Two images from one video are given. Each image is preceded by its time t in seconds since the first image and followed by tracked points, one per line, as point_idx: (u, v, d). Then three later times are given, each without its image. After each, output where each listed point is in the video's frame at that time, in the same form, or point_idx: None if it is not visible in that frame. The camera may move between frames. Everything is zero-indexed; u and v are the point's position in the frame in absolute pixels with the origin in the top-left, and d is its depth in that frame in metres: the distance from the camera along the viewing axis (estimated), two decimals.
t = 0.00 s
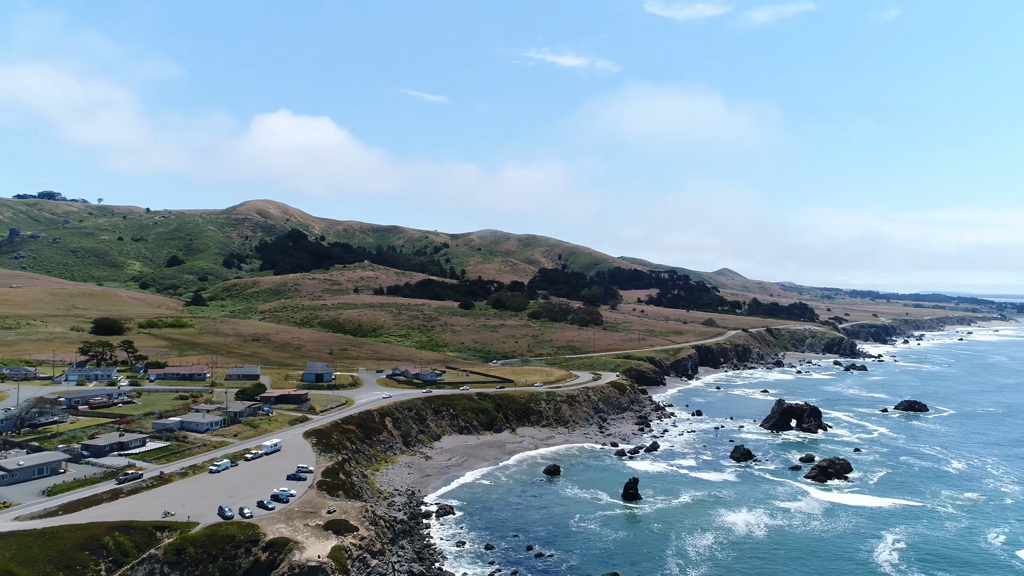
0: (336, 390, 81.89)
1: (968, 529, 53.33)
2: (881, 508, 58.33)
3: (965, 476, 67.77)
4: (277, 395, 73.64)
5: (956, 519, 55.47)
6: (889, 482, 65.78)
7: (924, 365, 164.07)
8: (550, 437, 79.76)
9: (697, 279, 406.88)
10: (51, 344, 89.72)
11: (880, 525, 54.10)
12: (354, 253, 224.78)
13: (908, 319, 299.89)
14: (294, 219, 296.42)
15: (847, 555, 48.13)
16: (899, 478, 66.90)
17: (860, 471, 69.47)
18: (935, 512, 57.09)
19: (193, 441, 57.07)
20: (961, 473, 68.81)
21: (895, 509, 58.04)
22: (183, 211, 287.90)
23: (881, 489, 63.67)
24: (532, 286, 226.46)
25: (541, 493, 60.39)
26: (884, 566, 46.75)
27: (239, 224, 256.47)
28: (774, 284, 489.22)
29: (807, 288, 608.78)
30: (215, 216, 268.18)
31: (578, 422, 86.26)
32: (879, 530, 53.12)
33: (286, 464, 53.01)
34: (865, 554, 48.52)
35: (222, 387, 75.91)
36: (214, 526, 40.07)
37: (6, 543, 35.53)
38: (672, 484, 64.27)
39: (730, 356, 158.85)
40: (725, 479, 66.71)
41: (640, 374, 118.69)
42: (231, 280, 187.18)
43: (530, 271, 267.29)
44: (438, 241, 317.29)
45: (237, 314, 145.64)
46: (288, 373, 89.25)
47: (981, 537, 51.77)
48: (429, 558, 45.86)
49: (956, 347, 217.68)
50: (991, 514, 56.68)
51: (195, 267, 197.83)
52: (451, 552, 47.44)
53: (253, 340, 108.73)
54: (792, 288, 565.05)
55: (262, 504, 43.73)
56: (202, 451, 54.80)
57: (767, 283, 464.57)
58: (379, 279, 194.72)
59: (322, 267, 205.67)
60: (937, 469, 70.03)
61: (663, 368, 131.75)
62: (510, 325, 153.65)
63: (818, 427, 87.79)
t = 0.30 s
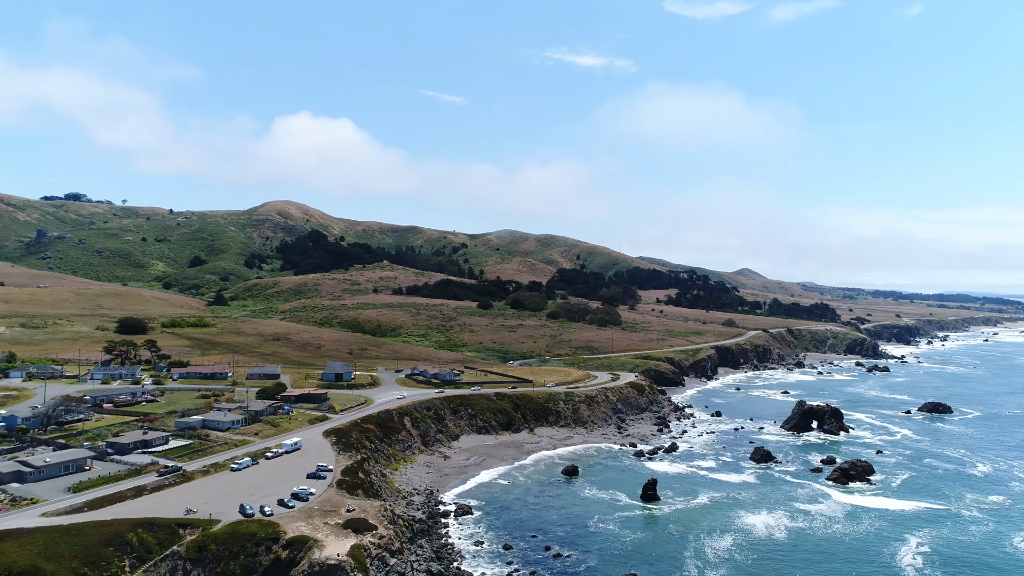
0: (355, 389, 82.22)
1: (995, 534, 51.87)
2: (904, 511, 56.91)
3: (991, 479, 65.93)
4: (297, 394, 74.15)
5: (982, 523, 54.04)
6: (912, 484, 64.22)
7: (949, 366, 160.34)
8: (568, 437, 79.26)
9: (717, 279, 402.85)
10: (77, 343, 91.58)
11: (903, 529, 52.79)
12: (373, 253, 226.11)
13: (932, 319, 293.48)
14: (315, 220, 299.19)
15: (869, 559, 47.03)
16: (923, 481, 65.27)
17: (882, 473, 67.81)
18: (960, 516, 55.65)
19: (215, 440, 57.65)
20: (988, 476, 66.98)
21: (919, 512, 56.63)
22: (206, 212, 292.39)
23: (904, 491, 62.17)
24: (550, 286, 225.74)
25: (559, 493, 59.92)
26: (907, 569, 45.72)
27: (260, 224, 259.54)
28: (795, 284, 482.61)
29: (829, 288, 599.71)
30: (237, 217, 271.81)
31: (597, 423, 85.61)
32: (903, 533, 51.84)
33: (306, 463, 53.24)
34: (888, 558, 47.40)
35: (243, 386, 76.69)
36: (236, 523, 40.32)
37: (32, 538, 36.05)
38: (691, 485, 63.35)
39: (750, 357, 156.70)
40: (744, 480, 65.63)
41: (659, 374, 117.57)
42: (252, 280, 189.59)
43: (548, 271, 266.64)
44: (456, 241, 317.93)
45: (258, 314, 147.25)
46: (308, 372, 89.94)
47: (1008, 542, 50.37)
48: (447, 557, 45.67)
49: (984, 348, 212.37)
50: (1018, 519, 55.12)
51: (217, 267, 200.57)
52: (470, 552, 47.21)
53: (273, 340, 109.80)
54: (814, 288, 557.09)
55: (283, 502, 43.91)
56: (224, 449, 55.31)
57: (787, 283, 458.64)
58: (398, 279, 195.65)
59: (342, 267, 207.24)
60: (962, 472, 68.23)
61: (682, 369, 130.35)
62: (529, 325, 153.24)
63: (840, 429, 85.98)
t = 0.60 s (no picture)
0: (369, 389, 82.45)
1: (1015, 538, 50.77)
2: (922, 514, 55.86)
3: (1012, 482, 64.56)
4: (311, 393, 74.49)
5: (1002, 527, 52.97)
6: (930, 487, 63.05)
7: (967, 367, 157.76)
8: (581, 438, 78.88)
9: (731, 279, 399.94)
10: (95, 342, 92.84)
11: (921, 531, 51.86)
12: (386, 253, 227.00)
13: (950, 320, 288.68)
14: (329, 220, 301.17)
15: (886, 562, 46.27)
16: (940, 483, 64.05)
17: (898, 475, 66.66)
18: (978, 519, 54.65)
19: (229, 438, 58.05)
20: (1007, 479, 65.69)
21: (936, 514, 55.59)
22: (222, 213, 295.69)
23: (921, 493, 61.08)
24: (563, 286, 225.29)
25: (572, 493, 59.61)
26: (924, 573, 44.97)
27: (275, 225, 261.66)
28: (810, 284, 477.81)
29: (846, 288, 593.30)
30: (252, 217, 274.40)
31: (610, 423, 85.15)
32: (920, 536, 50.93)
33: (320, 462, 53.43)
34: (906, 561, 46.61)
35: (258, 386, 77.26)
36: (250, 522, 40.49)
37: (51, 535, 36.41)
38: (705, 486, 62.65)
39: (765, 357, 155.08)
40: (759, 482, 64.85)
41: (672, 375, 116.73)
42: (267, 280, 191.24)
43: (561, 271, 266.02)
44: (469, 241, 318.33)
45: (273, 314, 148.48)
46: (322, 372, 90.42)
47: None
48: (460, 557, 45.56)
49: (1004, 348, 208.74)
50: None
51: (233, 268, 202.53)
52: (483, 551, 47.08)
53: (288, 339, 110.60)
54: (829, 287, 551.88)
55: (297, 501, 44.06)
56: (239, 448, 55.69)
57: (802, 283, 453.93)
58: (411, 279, 196.26)
59: (356, 267, 208.36)
60: (981, 474, 66.91)
61: (696, 369, 129.34)
62: (542, 325, 152.94)
63: (856, 431, 84.66)
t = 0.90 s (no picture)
0: (380, 389, 82.60)
1: None
2: (936, 516, 54.98)
3: None
4: (323, 393, 74.72)
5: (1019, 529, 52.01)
6: (944, 488, 62.05)
7: (983, 368, 155.43)
8: (592, 438, 78.51)
9: (743, 279, 397.38)
10: (110, 342, 93.80)
11: (936, 534, 51.05)
12: (397, 253, 227.58)
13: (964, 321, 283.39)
14: (341, 220, 302.56)
15: (900, 564, 45.61)
16: (955, 485, 63.02)
17: (912, 477, 65.68)
18: (994, 521, 53.72)
19: (242, 437, 58.37)
20: None
21: (951, 517, 54.71)
22: (235, 213, 298.02)
23: (935, 495, 60.14)
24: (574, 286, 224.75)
25: (583, 494, 59.31)
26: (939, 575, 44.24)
27: (287, 225, 263.22)
28: (824, 284, 473.80)
29: (859, 288, 587.69)
30: (265, 218, 276.27)
31: (622, 423, 84.70)
32: (935, 538, 50.13)
33: (331, 461, 53.52)
34: (921, 564, 45.89)
35: (270, 385, 77.66)
36: (263, 521, 40.62)
37: (67, 532, 36.77)
38: (717, 487, 62.06)
39: (777, 357, 153.70)
40: (771, 482, 64.17)
41: (684, 375, 115.99)
42: (279, 280, 192.38)
43: (572, 271, 265.38)
44: (480, 242, 318.49)
45: (285, 314, 149.31)
46: (333, 371, 90.74)
47: None
48: (471, 557, 45.44)
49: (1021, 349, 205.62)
50: None
51: (245, 268, 204.01)
52: (494, 551, 46.93)
53: (300, 339, 111.15)
54: (843, 287, 547.19)
55: (309, 500, 44.16)
56: (252, 447, 55.94)
57: (815, 283, 449.71)
58: (422, 279, 196.61)
59: (367, 267, 209.16)
60: (998, 476, 65.79)
61: (708, 370, 128.44)
62: (553, 325, 152.52)
63: (869, 432, 83.56)
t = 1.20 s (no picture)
0: (392, 388, 82.73)
1: None
2: (952, 518, 54.05)
3: None
4: (334, 392, 74.93)
5: None
6: (960, 490, 61.05)
7: (999, 368, 153.01)
8: (603, 438, 78.13)
9: (755, 279, 394.75)
10: (125, 341, 94.68)
11: (952, 536, 50.23)
12: (409, 253, 228.11)
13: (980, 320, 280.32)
14: (352, 220, 303.90)
15: (916, 567, 44.90)
16: (971, 487, 61.98)
17: (927, 479, 64.70)
18: (1010, 524, 52.78)
19: (255, 437, 58.65)
20: None
21: (967, 519, 53.81)
22: (248, 214, 300.31)
23: (950, 497, 59.16)
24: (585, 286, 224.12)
25: (595, 494, 58.97)
26: None
27: (300, 226, 264.82)
28: (837, 284, 469.66)
29: (873, 288, 582.11)
30: (277, 218, 277.96)
31: (633, 424, 84.25)
32: (950, 541, 49.33)
33: (342, 461, 53.63)
34: (935, 566, 45.16)
35: (283, 385, 78.05)
36: (275, 519, 40.77)
37: (82, 529, 37.09)
38: (729, 488, 61.51)
39: (790, 357, 152.27)
40: (784, 484, 63.47)
41: (695, 376, 115.21)
42: (292, 280, 193.55)
43: (583, 271, 264.65)
44: (491, 242, 318.53)
45: (297, 314, 150.06)
46: (344, 371, 91.02)
47: None
48: (482, 557, 45.29)
49: None
50: None
51: (258, 268, 205.44)
52: (504, 551, 46.78)
53: (312, 339, 111.68)
54: (856, 287, 542.42)
55: (321, 499, 44.26)
56: (264, 446, 56.18)
57: (828, 283, 445.86)
58: (433, 279, 196.91)
59: (379, 267, 209.95)
60: (1015, 478, 64.63)
61: (719, 370, 127.48)
62: (564, 325, 152.12)
63: (883, 433, 82.41)
